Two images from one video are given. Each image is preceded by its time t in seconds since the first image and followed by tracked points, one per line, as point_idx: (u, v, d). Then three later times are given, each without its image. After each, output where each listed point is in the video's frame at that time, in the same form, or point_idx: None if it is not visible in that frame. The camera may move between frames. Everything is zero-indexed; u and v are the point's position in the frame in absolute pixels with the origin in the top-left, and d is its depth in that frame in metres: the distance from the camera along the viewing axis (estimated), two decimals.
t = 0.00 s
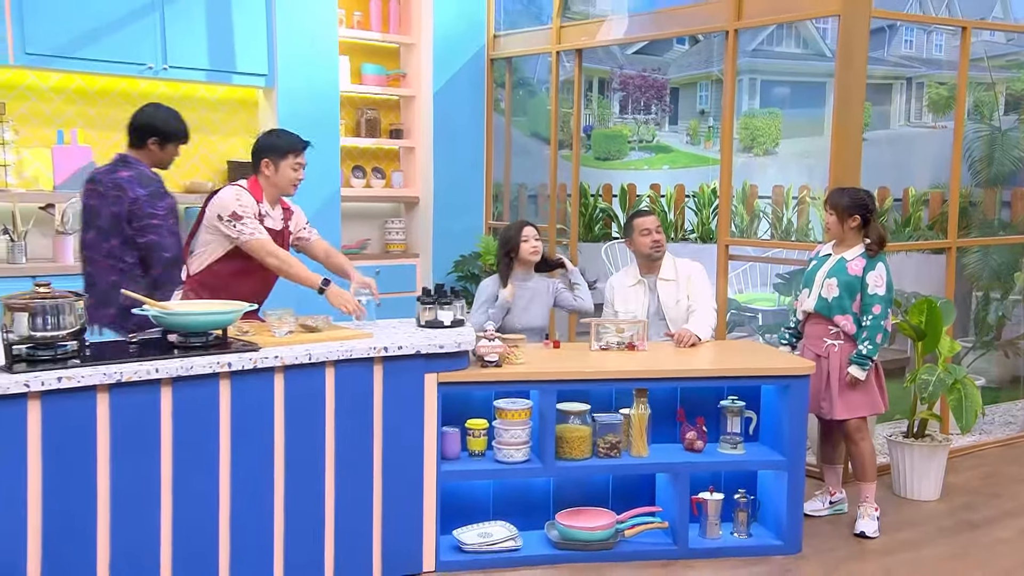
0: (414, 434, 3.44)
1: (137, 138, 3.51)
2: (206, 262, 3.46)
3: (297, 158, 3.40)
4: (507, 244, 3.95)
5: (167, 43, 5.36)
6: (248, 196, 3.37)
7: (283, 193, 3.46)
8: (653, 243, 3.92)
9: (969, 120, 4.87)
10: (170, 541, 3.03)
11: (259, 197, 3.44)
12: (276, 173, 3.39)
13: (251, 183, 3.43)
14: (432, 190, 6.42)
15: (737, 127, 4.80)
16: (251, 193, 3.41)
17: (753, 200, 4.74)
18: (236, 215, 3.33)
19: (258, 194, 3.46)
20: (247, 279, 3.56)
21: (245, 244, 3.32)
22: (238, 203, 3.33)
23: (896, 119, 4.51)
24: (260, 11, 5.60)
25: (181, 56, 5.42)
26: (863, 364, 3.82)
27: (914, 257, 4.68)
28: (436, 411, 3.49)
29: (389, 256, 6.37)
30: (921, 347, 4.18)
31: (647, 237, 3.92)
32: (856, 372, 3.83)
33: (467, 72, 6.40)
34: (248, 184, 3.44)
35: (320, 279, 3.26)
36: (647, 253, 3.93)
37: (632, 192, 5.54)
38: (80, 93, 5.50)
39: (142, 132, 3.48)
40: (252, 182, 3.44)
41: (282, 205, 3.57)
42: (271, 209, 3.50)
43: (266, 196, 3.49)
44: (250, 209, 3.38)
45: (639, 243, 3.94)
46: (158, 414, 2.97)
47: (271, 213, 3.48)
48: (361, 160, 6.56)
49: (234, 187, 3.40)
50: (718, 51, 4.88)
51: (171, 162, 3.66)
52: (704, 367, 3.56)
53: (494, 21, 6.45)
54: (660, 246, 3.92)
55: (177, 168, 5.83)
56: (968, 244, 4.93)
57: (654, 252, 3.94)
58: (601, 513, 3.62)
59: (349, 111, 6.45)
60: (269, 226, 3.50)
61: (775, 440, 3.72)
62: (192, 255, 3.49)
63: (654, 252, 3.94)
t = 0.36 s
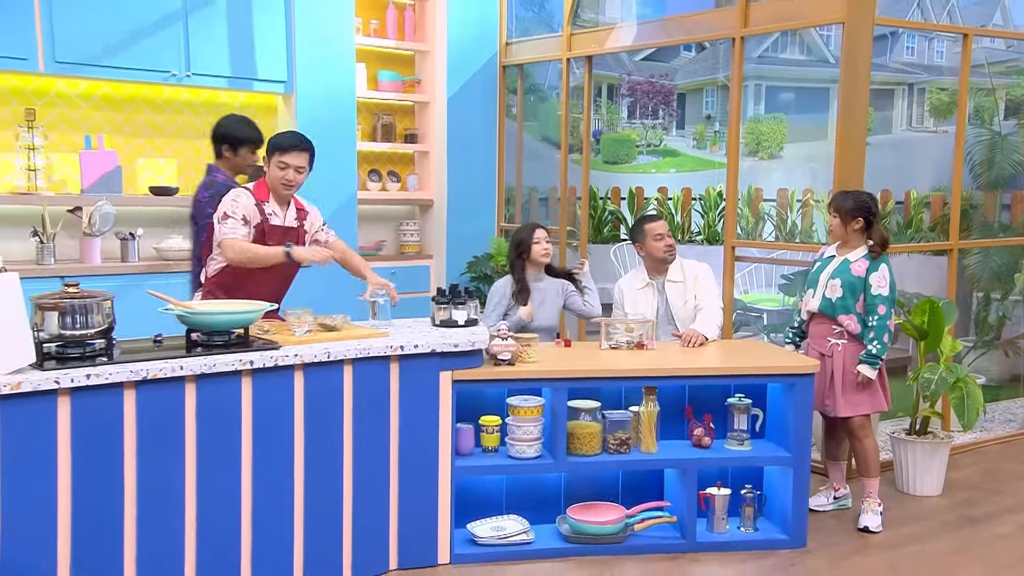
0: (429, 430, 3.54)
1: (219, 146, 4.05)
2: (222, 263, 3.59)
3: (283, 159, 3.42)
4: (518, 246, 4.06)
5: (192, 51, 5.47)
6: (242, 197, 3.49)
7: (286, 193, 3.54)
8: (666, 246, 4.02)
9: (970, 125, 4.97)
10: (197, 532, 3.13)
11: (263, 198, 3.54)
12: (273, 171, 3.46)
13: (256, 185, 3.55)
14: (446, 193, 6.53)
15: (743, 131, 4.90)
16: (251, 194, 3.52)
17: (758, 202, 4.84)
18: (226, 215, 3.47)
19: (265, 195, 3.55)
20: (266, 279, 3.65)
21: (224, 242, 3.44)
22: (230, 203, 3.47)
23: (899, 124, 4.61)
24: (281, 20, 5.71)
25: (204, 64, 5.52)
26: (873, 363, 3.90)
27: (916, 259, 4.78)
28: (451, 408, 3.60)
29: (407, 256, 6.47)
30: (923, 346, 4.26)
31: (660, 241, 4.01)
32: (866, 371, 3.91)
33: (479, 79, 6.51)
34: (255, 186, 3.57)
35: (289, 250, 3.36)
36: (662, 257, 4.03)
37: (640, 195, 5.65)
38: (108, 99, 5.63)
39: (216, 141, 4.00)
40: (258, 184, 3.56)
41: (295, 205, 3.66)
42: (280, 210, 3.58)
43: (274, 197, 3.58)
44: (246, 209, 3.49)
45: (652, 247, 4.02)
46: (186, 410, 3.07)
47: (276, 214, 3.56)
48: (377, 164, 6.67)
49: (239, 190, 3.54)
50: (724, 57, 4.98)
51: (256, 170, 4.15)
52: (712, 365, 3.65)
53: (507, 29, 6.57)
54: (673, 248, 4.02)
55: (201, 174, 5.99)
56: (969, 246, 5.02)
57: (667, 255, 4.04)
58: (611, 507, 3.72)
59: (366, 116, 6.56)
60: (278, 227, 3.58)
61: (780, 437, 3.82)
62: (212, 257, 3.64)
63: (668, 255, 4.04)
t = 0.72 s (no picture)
0: (440, 426, 3.64)
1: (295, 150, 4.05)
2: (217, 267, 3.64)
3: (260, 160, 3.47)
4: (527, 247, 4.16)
5: (210, 60, 5.60)
6: (218, 201, 3.54)
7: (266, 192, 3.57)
8: (670, 248, 4.12)
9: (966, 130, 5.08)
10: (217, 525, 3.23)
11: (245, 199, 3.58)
12: (251, 172, 3.51)
13: (236, 188, 3.60)
14: (455, 195, 6.64)
15: (745, 135, 5.00)
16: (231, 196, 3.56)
17: (759, 205, 4.95)
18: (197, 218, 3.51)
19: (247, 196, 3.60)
20: (263, 279, 3.68)
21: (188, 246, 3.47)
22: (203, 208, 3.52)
23: (896, 129, 4.71)
24: (294, 27, 5.84)
25: (221, 70, 5.64)
26: (870, 357, 4.00)
27: (913, 261, 4.89)
28: (461, 405, 3.70)
29: (417, 258, 6.57)
30: (920, 346, 4.37)
31: (664, 243, 4.11)
32: (862, 364, 4.00)
33: (486, 84, 6.61)
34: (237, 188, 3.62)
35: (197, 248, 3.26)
36: (666, 259, 4.13)
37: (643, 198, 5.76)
38: (127, 106, 5.74)
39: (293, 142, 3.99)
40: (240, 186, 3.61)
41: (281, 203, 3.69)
42: (263, 210, 3.63)
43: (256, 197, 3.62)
44: (221, 211, 3.53)
45: (656, 249, 4.12)
46: (207, 408, 3.17)
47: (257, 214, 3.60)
48: (387, 167, 6.77)
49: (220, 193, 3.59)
50: (725, 64, 5.08)
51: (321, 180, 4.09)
52: (714, 364, 3.75)
53: (514, 36, 6.68)
54: (677, 250, 4.12)
55: (215, 178, 6.12)
56: (964, 248, 5.12)
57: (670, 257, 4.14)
58: (616, 502, 3.83)
59: (376, 121, 6.67)
60: (263, 227, 3.62)
61: (781, 433, 3.92)
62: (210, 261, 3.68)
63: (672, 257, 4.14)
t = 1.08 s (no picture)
0: (446, 422, 3.75)
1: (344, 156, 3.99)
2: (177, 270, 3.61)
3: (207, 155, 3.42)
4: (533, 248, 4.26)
5: (223, 67, 5.70)
6: (164, 202, 3.47)
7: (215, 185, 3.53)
8: (671, 250, 4.22)
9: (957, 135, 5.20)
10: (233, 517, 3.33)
11: (192, 195, 3.54)
12: (195, 167, 3.47)
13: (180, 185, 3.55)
14: (461, 199, 6.76)
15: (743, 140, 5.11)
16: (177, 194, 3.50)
17: (755, 207, 5.06)
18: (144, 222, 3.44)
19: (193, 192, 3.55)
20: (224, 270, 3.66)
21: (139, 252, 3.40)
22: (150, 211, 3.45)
23: (888, 133, 4.83)
24: (303, 35, 5.95)
25: (233, 77, 5.74)
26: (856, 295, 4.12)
27: (905, 262, 5.01)
28: (466, 402, 3.80)
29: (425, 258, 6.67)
30: (913, 344, 4.48)
31: (666, 246, 4.21)
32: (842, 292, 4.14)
33: (488, 89, 6.71)
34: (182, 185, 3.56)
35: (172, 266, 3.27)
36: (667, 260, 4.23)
37: (643, 201, 5.87)
38: (143, 111, 5.85)
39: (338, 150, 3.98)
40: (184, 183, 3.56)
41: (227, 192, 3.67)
42: (211, 203, 3.59)
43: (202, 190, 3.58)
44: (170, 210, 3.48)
45: (658, 251, 4.22)
46: (222, 405, 3.27)
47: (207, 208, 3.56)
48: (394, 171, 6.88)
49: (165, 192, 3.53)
50: (723, 70, 5.20)
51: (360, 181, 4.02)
52: (713, 363, 3.85)
53: (517, 43, 6.79)
54: (678, 252, 4.22)
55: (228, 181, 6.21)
56: (955, 250, 5.24)
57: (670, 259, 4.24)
58: (617, 497, 3.93)
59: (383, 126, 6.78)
60: (215, 219, 3.59)
61: (778, 429, 4.02)
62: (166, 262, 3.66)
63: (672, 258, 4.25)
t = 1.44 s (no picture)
0: (451, 418, 3.84)
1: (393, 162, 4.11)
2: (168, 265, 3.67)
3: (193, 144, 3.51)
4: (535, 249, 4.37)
5: (233, 73, 5.80)
6: (155, 194, 3.53)
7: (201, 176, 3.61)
8: (668, 250, 4.31)
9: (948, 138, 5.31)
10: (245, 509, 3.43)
11: (179, 187, 3.60)
12: (182, 159, 3.54)
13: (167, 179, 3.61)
14: (463, 201, 6.87)
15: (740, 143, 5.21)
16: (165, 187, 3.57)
17: (751, 209, 5.17)
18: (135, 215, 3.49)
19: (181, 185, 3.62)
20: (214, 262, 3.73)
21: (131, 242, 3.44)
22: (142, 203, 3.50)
23: (881, 137, 4.93)
24: (311, 39, 6.06)
25: (242, 81, 5.84)
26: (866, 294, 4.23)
27: (898, 263, 5.12)
28: (471, 399, 3.90)
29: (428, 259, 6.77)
30: (906, 342, 4.59)
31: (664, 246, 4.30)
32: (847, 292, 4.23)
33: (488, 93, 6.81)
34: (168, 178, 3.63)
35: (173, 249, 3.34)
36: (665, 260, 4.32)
37: (642, 203, 5.98)
38: (155, 115, 5.96)
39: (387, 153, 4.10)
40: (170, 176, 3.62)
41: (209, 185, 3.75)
42: (198, 195, 3.66)
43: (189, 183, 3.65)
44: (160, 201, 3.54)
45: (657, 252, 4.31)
46: (233, 400, 3.36)
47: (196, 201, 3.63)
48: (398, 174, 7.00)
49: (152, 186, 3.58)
50: (720, 76, 5.30)
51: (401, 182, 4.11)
52: (711, 360, 3.95)
53: (518, 48, 6.90)
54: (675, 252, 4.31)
55: (238, 184, 6.30)
56: (946, 251, 5.34)
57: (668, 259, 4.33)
58: (618, 491, 4.04)
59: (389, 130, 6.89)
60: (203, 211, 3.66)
61: (775, 426, 4.12)
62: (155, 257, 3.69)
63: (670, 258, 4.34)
